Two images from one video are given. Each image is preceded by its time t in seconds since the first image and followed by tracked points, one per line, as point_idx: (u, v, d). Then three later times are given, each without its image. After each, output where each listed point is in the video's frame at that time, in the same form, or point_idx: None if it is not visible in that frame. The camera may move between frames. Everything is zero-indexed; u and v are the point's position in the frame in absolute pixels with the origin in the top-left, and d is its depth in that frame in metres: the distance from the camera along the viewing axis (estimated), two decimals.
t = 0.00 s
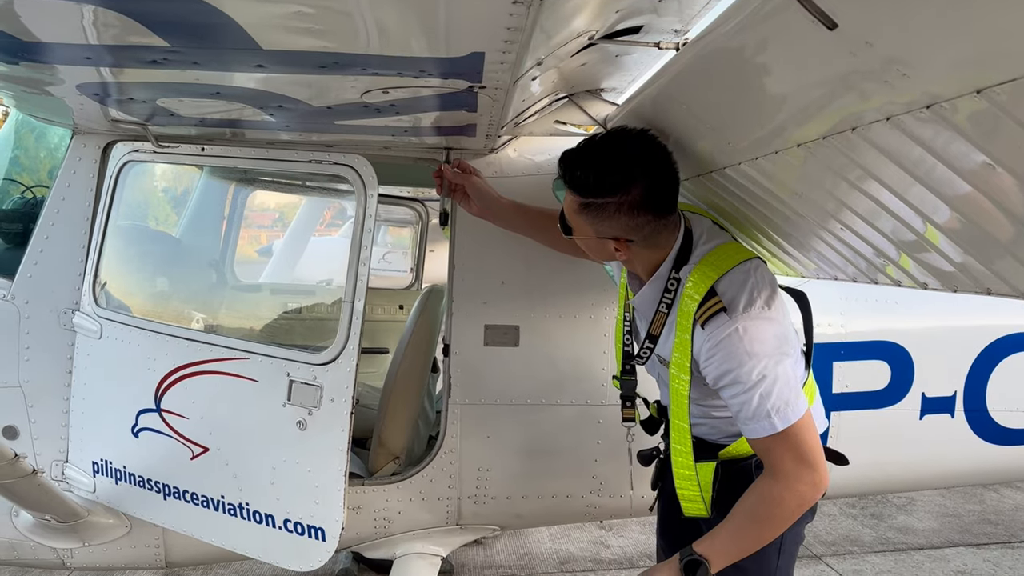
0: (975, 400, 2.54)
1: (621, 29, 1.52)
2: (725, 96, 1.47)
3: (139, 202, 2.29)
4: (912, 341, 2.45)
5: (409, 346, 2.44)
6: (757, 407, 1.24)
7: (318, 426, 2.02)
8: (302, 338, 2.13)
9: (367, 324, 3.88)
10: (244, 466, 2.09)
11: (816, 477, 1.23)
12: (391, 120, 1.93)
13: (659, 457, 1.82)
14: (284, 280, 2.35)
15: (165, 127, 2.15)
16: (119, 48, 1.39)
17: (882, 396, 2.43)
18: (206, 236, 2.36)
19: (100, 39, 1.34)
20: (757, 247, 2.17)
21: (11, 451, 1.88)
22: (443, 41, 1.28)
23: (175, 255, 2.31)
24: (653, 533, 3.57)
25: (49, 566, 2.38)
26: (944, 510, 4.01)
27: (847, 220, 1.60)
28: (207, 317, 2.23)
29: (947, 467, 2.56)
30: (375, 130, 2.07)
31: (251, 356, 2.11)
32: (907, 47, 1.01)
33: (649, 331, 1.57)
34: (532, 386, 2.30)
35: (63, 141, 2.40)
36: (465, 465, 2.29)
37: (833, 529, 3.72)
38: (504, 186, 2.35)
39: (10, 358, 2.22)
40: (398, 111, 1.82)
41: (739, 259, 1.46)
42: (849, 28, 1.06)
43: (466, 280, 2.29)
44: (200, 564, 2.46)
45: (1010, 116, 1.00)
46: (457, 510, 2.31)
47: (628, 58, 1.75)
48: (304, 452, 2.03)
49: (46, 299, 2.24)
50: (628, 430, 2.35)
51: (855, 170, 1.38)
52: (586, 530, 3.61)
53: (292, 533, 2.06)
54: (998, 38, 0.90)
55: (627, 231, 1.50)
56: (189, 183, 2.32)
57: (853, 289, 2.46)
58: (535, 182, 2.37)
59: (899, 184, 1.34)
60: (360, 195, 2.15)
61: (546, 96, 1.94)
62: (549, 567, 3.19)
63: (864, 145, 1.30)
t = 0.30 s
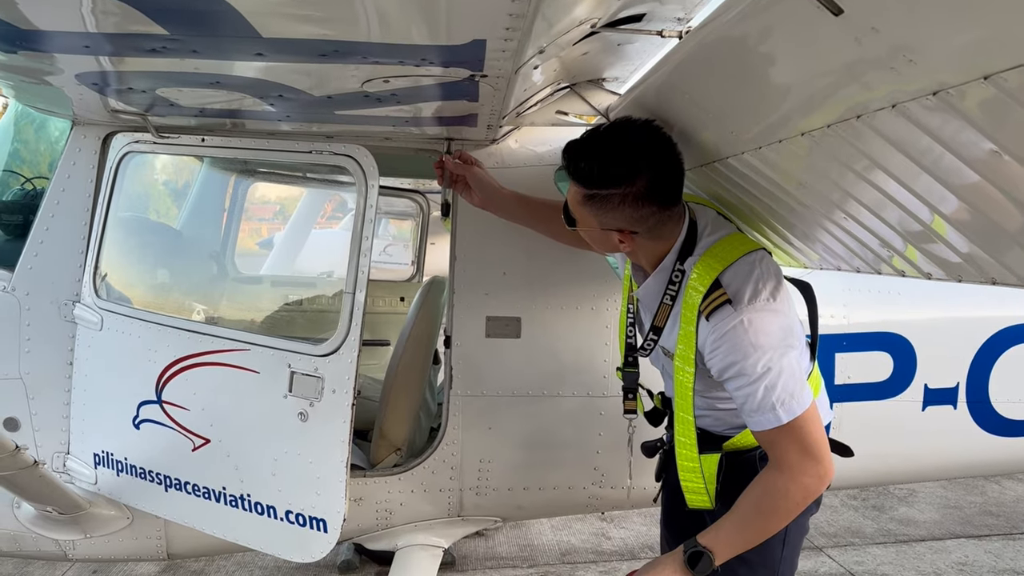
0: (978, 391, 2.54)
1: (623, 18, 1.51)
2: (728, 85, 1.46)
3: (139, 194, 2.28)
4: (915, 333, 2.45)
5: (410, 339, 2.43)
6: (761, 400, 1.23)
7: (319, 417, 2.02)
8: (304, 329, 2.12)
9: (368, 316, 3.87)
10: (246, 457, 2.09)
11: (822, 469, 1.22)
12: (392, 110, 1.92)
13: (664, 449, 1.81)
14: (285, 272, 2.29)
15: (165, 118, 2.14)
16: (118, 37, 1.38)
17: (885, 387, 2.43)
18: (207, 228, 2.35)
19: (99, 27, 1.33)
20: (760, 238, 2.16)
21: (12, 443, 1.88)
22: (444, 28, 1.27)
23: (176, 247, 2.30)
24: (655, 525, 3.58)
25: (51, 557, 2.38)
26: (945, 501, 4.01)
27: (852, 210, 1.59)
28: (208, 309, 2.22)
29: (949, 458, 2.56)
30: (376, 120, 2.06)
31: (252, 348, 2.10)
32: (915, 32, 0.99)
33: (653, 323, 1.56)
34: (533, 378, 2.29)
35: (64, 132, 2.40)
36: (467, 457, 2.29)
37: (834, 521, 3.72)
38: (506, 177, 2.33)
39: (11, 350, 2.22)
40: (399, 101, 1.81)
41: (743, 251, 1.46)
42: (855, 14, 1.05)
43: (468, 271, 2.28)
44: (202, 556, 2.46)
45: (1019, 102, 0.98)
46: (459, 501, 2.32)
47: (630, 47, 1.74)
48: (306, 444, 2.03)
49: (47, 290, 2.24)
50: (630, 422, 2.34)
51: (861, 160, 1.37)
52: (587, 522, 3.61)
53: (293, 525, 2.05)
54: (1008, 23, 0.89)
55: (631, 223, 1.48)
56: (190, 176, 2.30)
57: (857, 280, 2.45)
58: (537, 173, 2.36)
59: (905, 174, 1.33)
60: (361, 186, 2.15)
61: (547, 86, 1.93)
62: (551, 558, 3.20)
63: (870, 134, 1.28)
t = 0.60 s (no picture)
0: (980, 383, 2.53)
1: (624, 5, 1.49)
2: (730, 74, 1.44)
3: (139, 186, 2.27)
4: (917, 324, 2.43)
5: (410, 331, 2.43)
6: (764, 392, 1.22)
7: (319, 409, 2.01)
8: (303, 322, 2.11)
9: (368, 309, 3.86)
10: (245, 450, 2.08)
11: (825, 462, 1.22)
12: (391, 100, 1.90)
13: (666, 441, 1.78)
14: (285, 265, 2.30)
15: (162, 109, 2.12)
16: (114, 25, 1.37)
17: (887, 379, 2.42)
18: (207, 221, 2.33)
19: (96, 15, 1.32)
20: (763, 229, 2.15)
21: (10, 435, 1.87)
22: (443, 16, 1.25)
23: (175, 239, 2.28)
24: (655, 518, 3.58)
25: (51, 550, 2.38)
26: (946, 494, 4.01)
27: (856, 201, 1.57)
28: (207, 301, 2.21)
29: (950, 451, 2.55)
30: (376, 111, 2.04)
31: (251, 340, 2.09)
32: (921, 17, 0.98)
33: (654, 315, 1.55)
34: (534, 370, 2.28)
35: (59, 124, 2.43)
36: (467, 450, 2.28)
37: (835, 514, 3.71)
38: (506, 168, 2.32)
39: (10, 342, 2.21)
40: (398, 90, 1.79)
41: (745, 242, 1.44)
42: None
43: (468, 263, 2.27)
44: (202, 549, 2.46)
45: None
46: (459, 494, 2.31)
47: (631, 35, 1.72)
48: (305, 436, 2.02)
49: (45, 282, 2.23)
50: (631, 414, 2.33)
51: (866, 149, 1.36)
52: (588, 515, 3.61)
53: (293, 517, 2.05)
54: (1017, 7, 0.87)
55: (632, 214, 1.47)
56: (190, 167, 2.29)
57: (859, 272, 2.44)
58: (537, 164, 2.34)
59: (911, 163, 1.31)
60: (360, 177, 2.13)
61: (548, 75, 1.91)
62: (551, 550, 3.20)
63: (874, 123, 1.27)
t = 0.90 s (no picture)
0: (982, 377, 2.52)
1: None
2: (731, 65, 1.42)
3: (138, 179, 2.26)
4: (918, 318, 2.42)
5: (409, 325, 2.41)
6: (764, 386, 1.21)
7: (317, 403, 2.00)
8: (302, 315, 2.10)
9: (367, 302, 3.85)
10: (244, 444, 2.07)
11: (824, 458, 1.21)
12: (390, 91, 1.89)
13: (666, 435, 1.77)
14: (284, 258, 2.31)
15: (159, 100, 2.10)
16: (110, 14, 1.35)
17: (888, 372, 2.41)
18: (205, 214, 2.31)
19: (91, 4, 1.30)
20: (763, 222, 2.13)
21: (8, 429, 1.86)
22: (442, 5, 1.23)
23: (173, 232, 2.27)
24: (655, 511, 3.58)
25: (49, 544, 2.37)
26: (946, 487, 4.01)
27: (858, 193, 1.56)
28: (205, 294, 2.20)
29: (951, 444, 2.55)
30: (374, 102, 2.02)
31: (249, 334, 2.08)
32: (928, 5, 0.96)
33: (654, 308, 1.54)
34: (534, 363, 2.27)
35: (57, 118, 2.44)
36: (466, 443, 2.28)
37: (834, 507, 3.71)
38: (506, 160, 2.30)
39: (7, 335, 2.20)
40: (397, 81, 1.78)
41: (746, 236, 1.43)
42: None
43: (467, 256, 2.26)
44: (201, 542, 2.45)
45: None
46: (459, 487, 2.30)
47: (632, 26, 1.70)
48: (304, 430, 2.01)
49: (43, 275, 2.22)
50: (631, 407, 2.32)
51: (869, 140, 1.34)
52: (587, 508, 3.61)
53: (292, 511, 2.04)
54: None
55: (632, 207, 1.46)
56: (189, 160, 2.27)
57: (860, 265, 2.42)
58: (537, 156, 2.33)
59: (914, 155, 1.30)
60: (359, 169, 2.12)
61: (548, 67, 1.90)
62: (551, 544, 3.20)
63: (878, 113, 1.25)
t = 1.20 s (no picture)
0: (983, 371, 2.51)
1: None
2: (734, 56, 1.41)
3: (138, 173, 2.25)
4: (920, 312, 2.41)
5: (409, 318, 2.40)
6: (766, 380, 1.21)
7: (316, 397, 1.99)
8: (301, 309, 2.09)
9: (367, 296, 3.84)
10: (243, 438, 2.06)
11: (827, 452, 1.20)
12: (389, 83, 1.87)
13: (666, 430, 1.76)
14: (284, 251, 2.27)
15: (157, 92, 2.09)
16: (106, 4, 1.33)
17: (889, 366, 2.40)
18: (204, 208, 2.28)
19: None
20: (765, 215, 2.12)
21: (5, 423, 1.86)
22: None
23: (172, 226, 2.26)
24: (655, 505, 3.57)
25: (49, 538, 2.37)
26: (946, 482, 4.01)
27: (862, 185, 1.55)
28: (204, 288, 2.19)
29: (952, 439, 2.54)
30: (374, 94, 2.01)
31: (248, 328, 2.07)
32: None
33: (655, 302, 1.53)
34: (534, 357, 2.27)
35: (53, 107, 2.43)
36: (466, 437, 2.27)
37: (835, 501, 3.71)
38: (506, 153, 2.29)
39: (5, 329, 2.19)
40: (396, 73, 1.76)
41: (748, 228, 1.42)
42: None
43: (467, 250, 2.25)
44: (200, 536, 2.45)
45: None
46: (459, 482, 2.30)
47: (634, 17, 1.68)
48: (303, 424, 2.01)
49: (41, 269, 2.21)
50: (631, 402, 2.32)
51: (873, 132, 1.33)
52: (587, 502, 3.61)
53: (291, 506, 2.04)
54: None
55: (633, 200, 1.44)
56: (188, 154, 2.26)
57: (862, 259, 2.41)
58: (537, 150, 2.31)
59: (919, 146, 1.29)
60: (359, 162, 2.10)
61: (549, 58, 1.88)
62: (551, 538, 3.20)
63: (883, 104, 1.24)
